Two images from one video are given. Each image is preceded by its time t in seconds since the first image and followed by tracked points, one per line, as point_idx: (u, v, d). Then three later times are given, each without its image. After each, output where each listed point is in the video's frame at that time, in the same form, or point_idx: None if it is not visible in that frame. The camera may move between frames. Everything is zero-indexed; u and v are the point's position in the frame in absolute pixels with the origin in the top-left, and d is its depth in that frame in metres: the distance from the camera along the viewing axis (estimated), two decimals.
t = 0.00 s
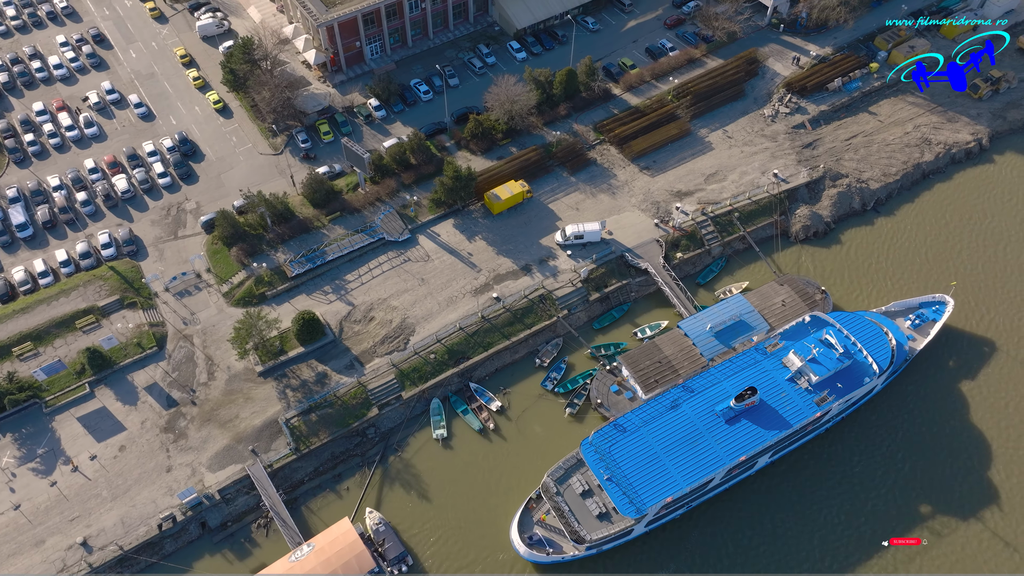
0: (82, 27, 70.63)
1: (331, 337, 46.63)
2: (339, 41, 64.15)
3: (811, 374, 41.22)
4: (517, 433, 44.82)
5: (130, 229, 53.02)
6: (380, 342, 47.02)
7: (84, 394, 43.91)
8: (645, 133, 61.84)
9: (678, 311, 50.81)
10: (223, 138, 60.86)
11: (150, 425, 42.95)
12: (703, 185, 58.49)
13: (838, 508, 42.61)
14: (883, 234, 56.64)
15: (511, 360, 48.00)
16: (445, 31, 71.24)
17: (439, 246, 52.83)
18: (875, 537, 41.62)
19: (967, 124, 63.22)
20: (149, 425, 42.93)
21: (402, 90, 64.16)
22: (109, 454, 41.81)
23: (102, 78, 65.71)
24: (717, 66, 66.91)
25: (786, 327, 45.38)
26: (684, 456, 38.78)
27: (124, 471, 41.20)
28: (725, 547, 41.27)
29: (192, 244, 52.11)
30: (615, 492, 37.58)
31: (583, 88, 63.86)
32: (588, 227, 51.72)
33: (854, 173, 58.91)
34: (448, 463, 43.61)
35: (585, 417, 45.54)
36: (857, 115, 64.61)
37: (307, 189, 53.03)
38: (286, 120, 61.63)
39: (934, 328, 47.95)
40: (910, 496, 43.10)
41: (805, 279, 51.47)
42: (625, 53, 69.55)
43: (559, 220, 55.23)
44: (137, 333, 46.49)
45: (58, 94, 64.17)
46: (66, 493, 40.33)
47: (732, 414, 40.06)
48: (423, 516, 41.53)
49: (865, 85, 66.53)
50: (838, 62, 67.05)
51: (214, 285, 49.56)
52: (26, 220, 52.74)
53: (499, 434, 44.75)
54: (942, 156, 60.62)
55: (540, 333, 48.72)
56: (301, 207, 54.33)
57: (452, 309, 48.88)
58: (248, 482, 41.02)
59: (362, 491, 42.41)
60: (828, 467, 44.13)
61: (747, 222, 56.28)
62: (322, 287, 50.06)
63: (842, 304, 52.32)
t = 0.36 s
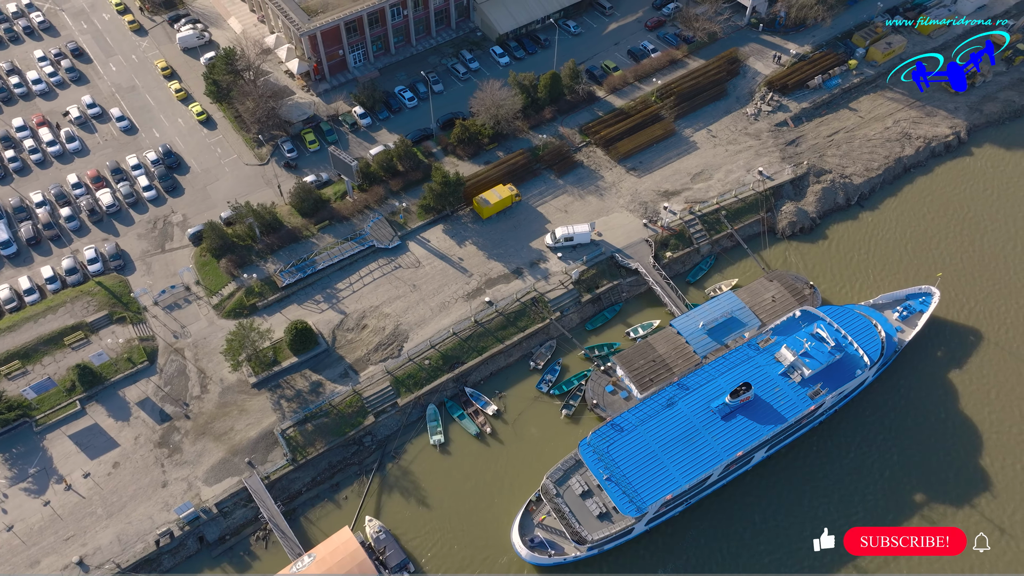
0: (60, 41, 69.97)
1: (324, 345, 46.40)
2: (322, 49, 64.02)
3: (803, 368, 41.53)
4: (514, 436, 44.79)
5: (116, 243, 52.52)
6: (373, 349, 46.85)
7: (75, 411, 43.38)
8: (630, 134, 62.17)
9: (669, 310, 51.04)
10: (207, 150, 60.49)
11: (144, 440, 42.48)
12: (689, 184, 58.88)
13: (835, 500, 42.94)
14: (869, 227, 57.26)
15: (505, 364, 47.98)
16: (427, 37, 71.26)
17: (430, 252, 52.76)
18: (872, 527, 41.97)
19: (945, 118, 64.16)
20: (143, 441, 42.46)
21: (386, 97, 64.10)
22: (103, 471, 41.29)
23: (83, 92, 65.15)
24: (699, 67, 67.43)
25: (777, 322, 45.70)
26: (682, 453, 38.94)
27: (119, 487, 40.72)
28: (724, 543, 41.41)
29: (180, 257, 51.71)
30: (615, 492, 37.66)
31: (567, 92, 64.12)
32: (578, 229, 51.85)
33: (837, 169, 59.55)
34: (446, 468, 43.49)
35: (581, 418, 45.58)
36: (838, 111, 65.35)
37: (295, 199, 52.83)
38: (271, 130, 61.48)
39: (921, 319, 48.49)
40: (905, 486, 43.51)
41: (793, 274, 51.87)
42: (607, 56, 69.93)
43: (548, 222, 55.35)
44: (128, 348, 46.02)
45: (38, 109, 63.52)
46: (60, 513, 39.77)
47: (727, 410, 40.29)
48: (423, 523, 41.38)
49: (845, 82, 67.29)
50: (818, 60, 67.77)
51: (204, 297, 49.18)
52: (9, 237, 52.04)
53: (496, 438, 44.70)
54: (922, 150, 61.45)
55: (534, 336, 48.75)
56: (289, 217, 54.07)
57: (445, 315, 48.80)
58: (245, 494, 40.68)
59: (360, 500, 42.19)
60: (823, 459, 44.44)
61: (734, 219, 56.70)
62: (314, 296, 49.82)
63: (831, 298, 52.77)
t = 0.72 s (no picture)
0: (37, 56, 69.22)
1: (317, 355, 46.15)
2: (304, 59, 63.88)
3: (795, 362, 41.90)
4: (510, 440, 44.76)
5: (102, 259, 51.97)
6: (367, 357, 46.67)
7: (65, 429, 42.82)
8: (615, 136, 62.49)
9: (660, 310, 51.30)
10: (191, 162, 60.07)
11: (137, 457, 42.01)
12: (675, 184, 59.28)
13: (830, 492, 43.26)
14: (853, 222, 57.93)
15: (499, 368, 47.95)
16: (409, 44, 71.25)
17: (420, 258, 52.70)
18: (868, 517, 42.33)
19: (923, 113, 65.11)
20: (136, 457, 41.99)
21: (370, 105, 64.04)
22: (96, 489, 40.78)
23: (62, 107, 64.52)
24: (681, 67, 67.98)
25: (768, 318, 46.07)
26: (679, 451, 39.12)
27: (113, 505, 40.21)
28: (723, 539, 41.57)
29: (168, 271, 51.28)
30: (614, 491, 37.74)
31: (551, 95, 64.37)
32: (566, 231, 52.04)
33: (819, 165, 60.22)
34: (444, 474, 43.38)
35: (576, 419, 45.63)
36: (818, 108, 66.08)
37: (282, 209, 52.55)
38: (255, 140, 61.28)
39: (908, 311, 49.08)
40: (898, 475, 43.94)
41: (780, 270, 52.30)
42: (589, 59, 70.31)
43: (537, 226, 55.48)
44: (117, 364, 45.53)
45: (17, 125, 62.80)
46: (53, 533, 39.22)
47: (722, 406, 40.54)
48: (422, 529, 41.22)
49: (824, 79, 68.10)
50: (797, 58, 68.54)
51: (193, 310, 48.79)
52: None
53: (492, 442, 44.65)
54: (902, 144, 62.29)
55: (526, 339, 48.76)
56: (277, 227, 53.77)
57: (437, 320, 48.76)
58: (242, 507, 40.33)
59: (359, 508, 41.95)
60: (817, 452, 44.77)
61: (720, 218, 57.10)
62: (304, 305, 49.57)
63: (819, 292, 53.27)
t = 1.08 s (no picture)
0: (12, 72, 68.37)
1: (308, 366, 45.88)
2: (285, 69, 63.68)
3: (785, 357, 42.30)
4: (505, 444, 44.74)
5: (86, 275, 51.38)
6: (359, 366, 46.48)
7: (54, 449, 42.21)
8: (598, 139, 62.82)
9: (649, 309, 51.56)
10: (174, 175, 59.59)
11: (129, 474, 41.50)
12: (659, 184, 59.70)
13: (825, 485, 43.63)
14: (836, 217, 58.63)
15: (492, 372, 47.92)
16: (389, 52, 71.20)
17: (408, 265, 52.61)
18: (861, 508, 42.78)
19: (899, 108, 66.14)
20: (128, 474, 41.48)
21: (353, 114, 63.93)
22: (87, 508, 40.22)
23: (40, 124, 63.78)
24: (660, 69, 68.54)
25: (756, 314, 46.41)
26: (674, 449, 39.33)
27: (106, 524, 39.67)
28: (720, 536, 41.76)
29: (154, 285, 50.78)
30: (612, 492, 37.83)
31: (533, 99, 64.63)
32: (554, 234, 52.29)
33: (801, 162, 60.92)
34: (440, 480, 43.24)
35: (570, 421, 45.70)
36: (797, 106, 66.86)
37: (268, 220, 52.30)
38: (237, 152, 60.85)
39: (893, 303, 49.73)
40: (890, 465, 44.43)
41: (766, 266, 52.76)
42: (569, 62, 70.69)
43: (524, 229, 55.63)
44: (106, 381, 45.00)
45: None
46: (45, 554, 38.62)
47: (715, 403, 40.81)
48: (421, 537, 41.06)
49: (801, 77, 68.96)
50: (774, 57, 69.34)
51: (181, 324, 48.35)
52: None
53: (487, 446, 44.60)
54: (880, 139, 63.21)
55: (518, 343, 48.81)
56: (263, 239, 53.44)
57: (428, 327, 48.68)
58: (238, 521, 39.95)
59: (356, 518, 41.70)
60: (810, 445, 45.17)
61: (705, 216, 57.56)
62: (293, 316, 49.31)
63: (805, 287, 53.80)
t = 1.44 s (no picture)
0: None
1: (297, 378, 45.57)
2: (262, 81, 63.37)
3: (773, 351, 42.80)
4: (499, 448, 44.73)
5: (67, 294, 50.66)
6: (348, 376, 46.26)
7: (41, 472, 41.51)
8: (578, 141, 63.15)
9: (636, 309, 51.89)
10: (153, 191, 58.98)
11: (119, 494, 40.92)
12: (641, 185, 60.16)
13: (816, 476, 44.11)
14: (815, 212, 59.43)
15: (482, 377, 47.91)
16: (367, 61, 71.05)
17: (394, 273, 52.50)
18: (853, 497, 43.32)
19: (872, 102, 67.28)
20: (118, 494, 40.91)
21: (332, 123, 63.72)
22: (77, 531, 39.60)
23: (13, 143, 62.84)
24: (637, 71, 69.13)
25: (742, 310, 46.84)
26: (667, 446, 39.60)
27: (97, 546, 39.08)
28: (715, 532, 42.02)
29: (137, 302, 50.19)
30: (607, 491, 37.99)
31: (512, 104, 64.90)
32: (539, 238, 52.50)
33: (779, 159, 61.72)
34: (435, 487, 43.11)
35: (563, 423, 45.82)
36: (773, 103, 67.75)
37: (250, 232, 51.77)
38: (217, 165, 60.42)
39: (874, 294, 50.48)
40: (878, 454, 45.04)
41: (749, 263, 53.30)
42: (546, 66, 71.07)
43: (508, 234, 55.77)
44: (91, 401, 44.39)
45: None
46: None
47: (705, 399, 41.16)
48: (418, 545, 40.91)
49: (775, 75, 69.90)
50: (748, 56, 70.23)
51: (166, 340, 47.82)
52: None
53: (481, 452, 44.55)
54: (855, 134, 64.26)
55: (507, 347, 48.86)
56: (246, 251, 53.06)
57: (416, 334, 48.60)
58: (232, 536, 39.52)
59: (351, 529, 41.46)
60: (800, 438, 45.64)
61: (687, 215, 58.09)
62: (280, 328, 48.99)
63: (788, 282, 54.43)
